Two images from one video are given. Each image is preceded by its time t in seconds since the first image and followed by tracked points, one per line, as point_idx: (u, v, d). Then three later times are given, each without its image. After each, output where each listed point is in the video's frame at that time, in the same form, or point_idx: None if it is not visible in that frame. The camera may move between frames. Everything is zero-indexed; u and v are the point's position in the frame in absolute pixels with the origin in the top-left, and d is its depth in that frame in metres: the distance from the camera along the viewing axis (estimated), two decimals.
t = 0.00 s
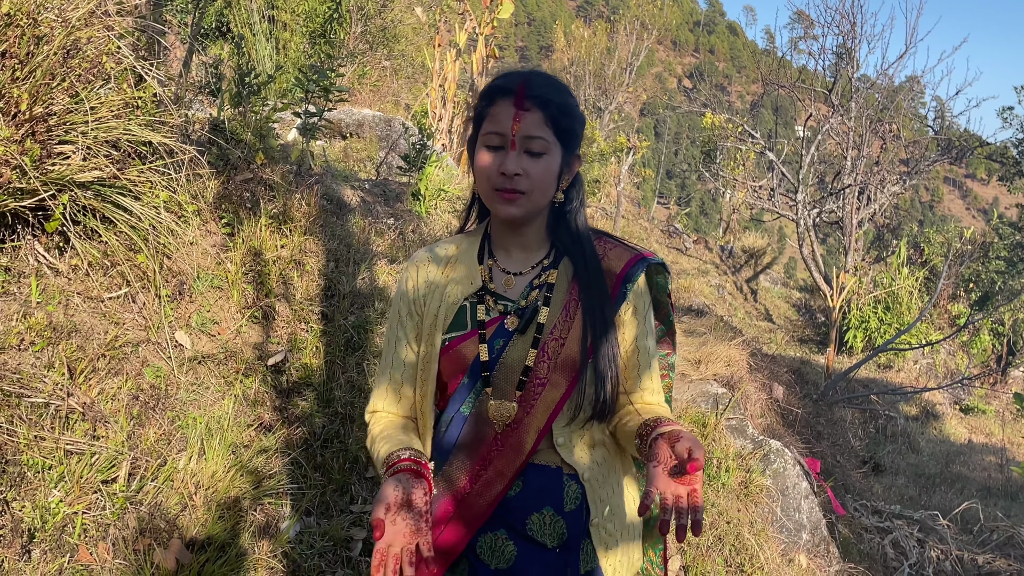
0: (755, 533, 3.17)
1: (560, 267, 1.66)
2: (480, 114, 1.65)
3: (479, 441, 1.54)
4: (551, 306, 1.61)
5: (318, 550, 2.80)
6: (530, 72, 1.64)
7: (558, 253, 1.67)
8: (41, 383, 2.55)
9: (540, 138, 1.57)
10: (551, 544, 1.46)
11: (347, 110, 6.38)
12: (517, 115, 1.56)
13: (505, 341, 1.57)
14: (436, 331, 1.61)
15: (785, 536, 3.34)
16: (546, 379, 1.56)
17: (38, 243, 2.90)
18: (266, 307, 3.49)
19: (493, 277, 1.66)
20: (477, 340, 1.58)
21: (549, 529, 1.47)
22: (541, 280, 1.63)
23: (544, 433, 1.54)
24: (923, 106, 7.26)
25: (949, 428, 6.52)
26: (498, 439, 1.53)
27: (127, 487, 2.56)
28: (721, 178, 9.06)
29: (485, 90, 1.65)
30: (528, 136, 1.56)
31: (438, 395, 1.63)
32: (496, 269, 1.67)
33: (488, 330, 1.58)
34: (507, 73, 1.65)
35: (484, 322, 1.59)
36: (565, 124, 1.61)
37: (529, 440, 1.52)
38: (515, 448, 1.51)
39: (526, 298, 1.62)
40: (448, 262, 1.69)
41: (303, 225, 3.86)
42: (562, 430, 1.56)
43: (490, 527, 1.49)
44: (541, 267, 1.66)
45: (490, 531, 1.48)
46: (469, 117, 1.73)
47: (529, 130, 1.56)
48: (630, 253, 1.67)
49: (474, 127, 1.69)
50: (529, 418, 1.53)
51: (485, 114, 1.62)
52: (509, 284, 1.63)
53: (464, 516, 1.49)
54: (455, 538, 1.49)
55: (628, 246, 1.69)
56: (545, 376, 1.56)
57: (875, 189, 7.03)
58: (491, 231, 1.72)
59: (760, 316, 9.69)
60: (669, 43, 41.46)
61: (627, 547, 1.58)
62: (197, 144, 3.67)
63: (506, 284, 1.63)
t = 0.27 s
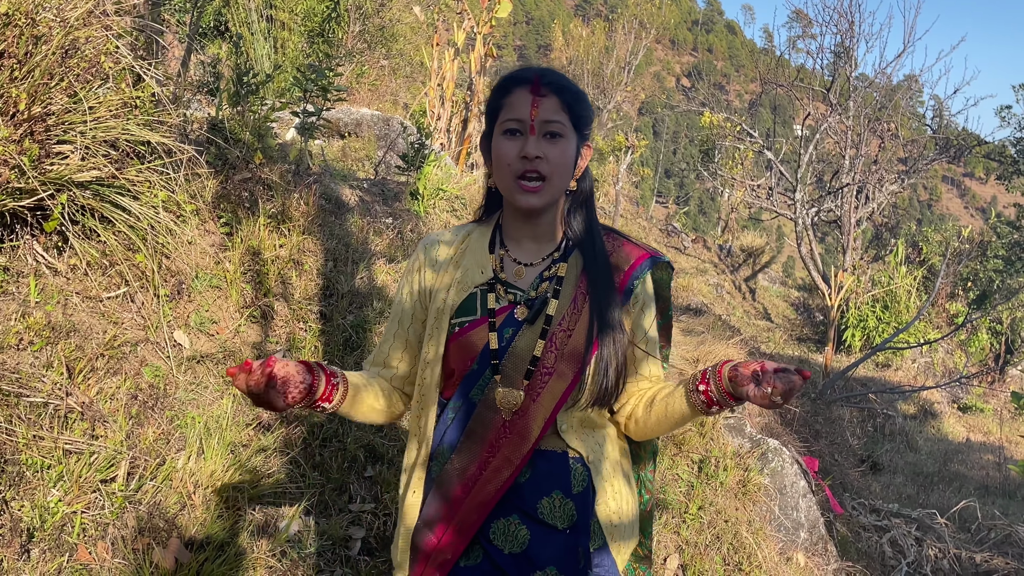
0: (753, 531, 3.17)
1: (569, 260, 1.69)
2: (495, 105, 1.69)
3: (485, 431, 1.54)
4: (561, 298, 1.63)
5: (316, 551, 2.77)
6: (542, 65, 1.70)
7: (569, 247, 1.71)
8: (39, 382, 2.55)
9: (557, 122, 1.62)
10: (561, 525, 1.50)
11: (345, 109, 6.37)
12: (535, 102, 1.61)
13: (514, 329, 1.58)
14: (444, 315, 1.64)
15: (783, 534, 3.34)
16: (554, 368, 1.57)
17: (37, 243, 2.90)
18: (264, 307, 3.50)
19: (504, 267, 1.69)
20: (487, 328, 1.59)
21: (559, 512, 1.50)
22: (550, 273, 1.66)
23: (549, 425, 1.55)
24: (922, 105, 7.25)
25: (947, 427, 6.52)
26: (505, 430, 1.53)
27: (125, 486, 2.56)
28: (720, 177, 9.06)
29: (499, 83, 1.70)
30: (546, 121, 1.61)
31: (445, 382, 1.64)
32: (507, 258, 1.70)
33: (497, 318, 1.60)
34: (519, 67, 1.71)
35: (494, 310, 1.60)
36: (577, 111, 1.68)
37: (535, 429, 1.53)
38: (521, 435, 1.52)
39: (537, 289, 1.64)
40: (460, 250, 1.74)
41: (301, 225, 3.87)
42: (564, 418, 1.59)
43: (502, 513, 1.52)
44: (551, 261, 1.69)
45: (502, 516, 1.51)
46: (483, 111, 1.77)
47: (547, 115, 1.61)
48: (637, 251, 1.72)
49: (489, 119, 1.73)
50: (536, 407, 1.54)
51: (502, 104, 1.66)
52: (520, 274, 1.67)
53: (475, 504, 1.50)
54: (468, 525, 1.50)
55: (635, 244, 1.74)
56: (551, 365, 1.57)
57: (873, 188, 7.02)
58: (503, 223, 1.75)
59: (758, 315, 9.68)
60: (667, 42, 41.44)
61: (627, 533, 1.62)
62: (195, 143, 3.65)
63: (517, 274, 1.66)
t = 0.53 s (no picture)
0: (750, 531, 3.18)
1: (576, 260, 1.69)
2: (501, 107, 1.66)
3: (501, 430, 1.54)
4: (571, 296, 1.64)
5: (312, 551, 2.77)
6: (549, 68, 1.69)
7: (575, 246, 1.71)
8: (35, 383, 2.55)
9: (567, 125, 1.61)
10: (575, 520, 1.50)
11: (342, 109, 6.37)
12: (546, 106, 1.60)
13: (528, 328, 1.58)
14: (456, 315, 1.59)
15: (779, 534, 3.34)
16: (567, 366, 1.59)
17: (32, 243, 2.89)
18: (260, 308, 3.49)
19: (513, 266, 1.66)
20: (500, 328, 1.58)
21: (573, 507, 1.51)
22: (559, 272, 1.66)
23: (562, 426, 1.57)
24: (918, 105, 7.26)
25: (943, 426, 6.53)
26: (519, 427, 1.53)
27: (121, 487, 2.56)
28: (716, 177, 9.07)
29: (506, 85, 1.67)
30: (557, 124, 1.60)
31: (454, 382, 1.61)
32: (516, 257, 1.67)
33: (510, 316, 1.58)
34: (526, 70, 1.69)
35: (506, 309, 1.59)
36: (586, 115, 1.68)
37: (552, 426, 1.55)
38: (538, 434, 1.54)
39: (546, 288, 1.64)
40: (467, 249, 1.67)
41: (298, 225, 3.86)
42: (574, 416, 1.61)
43: (516, 512, 1.50)
44: (559, 258, 1.68)
45: (516, 515, 1.50)
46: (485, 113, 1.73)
47: (557, 119, 1.61)
48: (640, 250, 1.74)
49: (493, 121, 1.69)
50: (552, 404, 1.55)
51: (511, 107, 1.63)
52: (529, 273, 1.65)
53: (491, 501, 1.49)
54: (485, 524, 1.48)
55: (636, 243, 1.77)
56: (565, 364, 1.59)
57: (869, 188, 7.03)
58: (509, 221, 1.71)
59: (755, 315, 9.69)
60: (664, 41, 41.46)
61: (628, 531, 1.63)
62: (191, 144, 3.64)
63: (527, 273, 1.65)
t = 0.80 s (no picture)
0: (744, 531, 3.18)
1: (577, 259, 1.69)
2: (501, 105, 1.65)
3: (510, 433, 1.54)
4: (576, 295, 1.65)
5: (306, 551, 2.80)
6: (546, 65, 1.68)
7: (575, 244, 1.71)
8: (29, 384, 2.55)
9: (567, 122, 1.62)
10: (578, 523, 1.53)
11: (337, 110, 6.36)
12: (545, 102, 1.60)
13: (536, 329, 1.57)
14: (465, 316, 1.54)
15: (773, 534, 3.34)
16: (574, 367, 1.60)
17: (26, 244, 2.89)
18: (255, 308, 3.49)
19: (516, 265, 1.63)
20: (509, 328, 1.55)
21: (576, 509, 1.53)
22: (563, 271, 1.65)
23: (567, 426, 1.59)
24: (912, 106, 7.28)
25: (937, 426, 6.54)
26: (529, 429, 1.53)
27: (116, 488, 2.56)
28: (711, 178, 9.08)
29: (503, 83, 1.67)
30: (556, 121, 1.60)
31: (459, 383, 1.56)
32: (519, 257, 1.64)
33: (518, 316, 1.56)
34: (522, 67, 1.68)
35: (514, 308, 1.57)
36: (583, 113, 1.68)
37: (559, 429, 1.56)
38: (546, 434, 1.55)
39: (551, 288, 1.63)
40: (471, 247, 1.61)
41: (292, 226, 3.86)
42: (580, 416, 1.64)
43: (521, 514, 1.50)
44: (559, 258, 1.68)
45: (521, 518, 1.49)
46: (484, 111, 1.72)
47: (557, 115, 1.60)
48: (633, 250, 1.79)
49: (492, 118, 1.69)
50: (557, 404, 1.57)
51: (508, 104, 1.63)
52: (531, 272, 1.63)
53: (501, 503, 1.49)
54: (493, 526, 1.48)
55: (629, 242, 1.81)
56: (572, 365, 1.60)
57: (864, 188, 7.04)
58: (509, 218, 1.68)
59: (750, 315, 9.70)
60: (660, 42, 41.46)
61: (623, 530, 1.66)
62: (186, 144, 3.63)
63: (530, 272, 1.63)
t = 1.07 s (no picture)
0: (738, 532, 3.18)
1: (577, 258, 1.69)
2: (495, 100, 1.68)
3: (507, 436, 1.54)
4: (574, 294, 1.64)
5: (300, 553, 2.77)
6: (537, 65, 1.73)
7: (573, 243, 1.71)
8: (21, 386, 2.55)
9: (562, 108, 1.63)
10: (571, 538, 1.52)
11: (331, 111, 6.36)
12: (538, 89, 1.62)
13: (533, 329, 1.56)
14: (461, 314, 1.53)
15: (767, 535, 3.34)
16: (574, 369, 1.59)
17: (18, 245, 2.88)
18: (248, 310, 3.48)
19: (514, 262, 1.63)
20: (507, 327, 1.55)
21: (569, 523, 1.52)
22: (562, 268, 1.65)
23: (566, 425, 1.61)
24: (906, 107, 7.30)
25: (931, 427, 6.55)
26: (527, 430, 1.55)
27: (108, 490, 2.55)
28: (706, 179, 9.09)
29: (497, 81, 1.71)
30: (551, 107, 1.61)
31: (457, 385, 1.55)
32: (517, 253, 1.64)
33: (516, 315, 1.56)
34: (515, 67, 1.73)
35: (511, 307, 1.56)
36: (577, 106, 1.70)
37: (557, 427, 1.59)
38: (542, 436, 1.56)
39: (550, 286, 1.63)
40: (466, 245, 1.61)
41: (286, 227, 3.85)
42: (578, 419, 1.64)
43: (514, 526, 1.48)
44: (559, 256, 1.68)
45: (514, 529, 1.48)
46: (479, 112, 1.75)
47: (551, 101, 1.62)
48: (633, 250, 1.79)
49: (487, 116, 1.71)
50: (557, 408, 1.58)
51: (502, 96, 1.66)
52: (530, 269, 1.62)
53: (495, 507, 1.48)
54: (487, 532, 1.47)
55: (628, 242, 1.81)
56: (571, 366, 1.59)
57: (858, 189, 7.05)
58: (507, 216, 1.68)
59: (744, 316, 9.71)
60: (655, 44, 41.51)
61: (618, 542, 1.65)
62: (179, 145, 3.62)
63: (528, 269, 1.62)
